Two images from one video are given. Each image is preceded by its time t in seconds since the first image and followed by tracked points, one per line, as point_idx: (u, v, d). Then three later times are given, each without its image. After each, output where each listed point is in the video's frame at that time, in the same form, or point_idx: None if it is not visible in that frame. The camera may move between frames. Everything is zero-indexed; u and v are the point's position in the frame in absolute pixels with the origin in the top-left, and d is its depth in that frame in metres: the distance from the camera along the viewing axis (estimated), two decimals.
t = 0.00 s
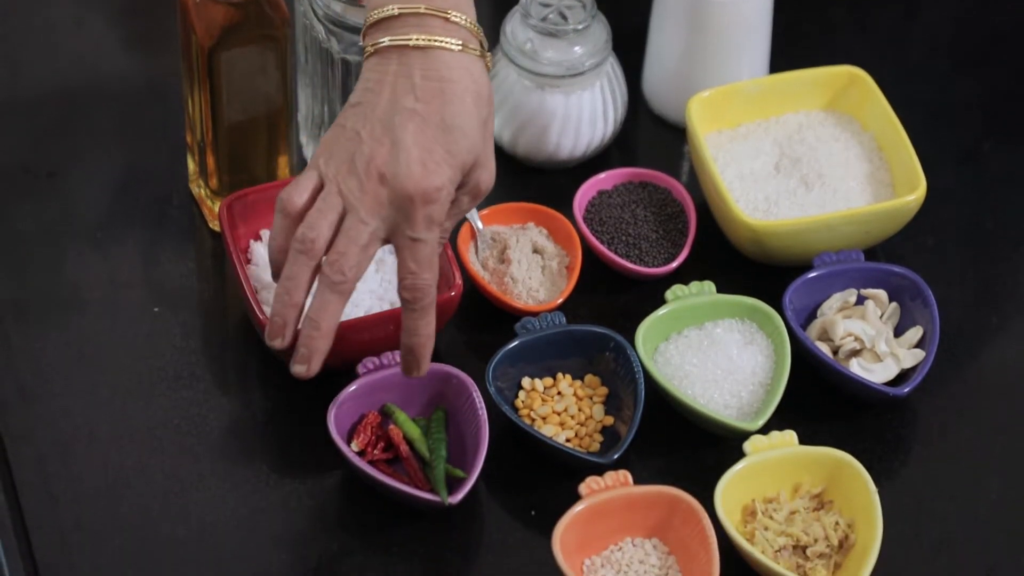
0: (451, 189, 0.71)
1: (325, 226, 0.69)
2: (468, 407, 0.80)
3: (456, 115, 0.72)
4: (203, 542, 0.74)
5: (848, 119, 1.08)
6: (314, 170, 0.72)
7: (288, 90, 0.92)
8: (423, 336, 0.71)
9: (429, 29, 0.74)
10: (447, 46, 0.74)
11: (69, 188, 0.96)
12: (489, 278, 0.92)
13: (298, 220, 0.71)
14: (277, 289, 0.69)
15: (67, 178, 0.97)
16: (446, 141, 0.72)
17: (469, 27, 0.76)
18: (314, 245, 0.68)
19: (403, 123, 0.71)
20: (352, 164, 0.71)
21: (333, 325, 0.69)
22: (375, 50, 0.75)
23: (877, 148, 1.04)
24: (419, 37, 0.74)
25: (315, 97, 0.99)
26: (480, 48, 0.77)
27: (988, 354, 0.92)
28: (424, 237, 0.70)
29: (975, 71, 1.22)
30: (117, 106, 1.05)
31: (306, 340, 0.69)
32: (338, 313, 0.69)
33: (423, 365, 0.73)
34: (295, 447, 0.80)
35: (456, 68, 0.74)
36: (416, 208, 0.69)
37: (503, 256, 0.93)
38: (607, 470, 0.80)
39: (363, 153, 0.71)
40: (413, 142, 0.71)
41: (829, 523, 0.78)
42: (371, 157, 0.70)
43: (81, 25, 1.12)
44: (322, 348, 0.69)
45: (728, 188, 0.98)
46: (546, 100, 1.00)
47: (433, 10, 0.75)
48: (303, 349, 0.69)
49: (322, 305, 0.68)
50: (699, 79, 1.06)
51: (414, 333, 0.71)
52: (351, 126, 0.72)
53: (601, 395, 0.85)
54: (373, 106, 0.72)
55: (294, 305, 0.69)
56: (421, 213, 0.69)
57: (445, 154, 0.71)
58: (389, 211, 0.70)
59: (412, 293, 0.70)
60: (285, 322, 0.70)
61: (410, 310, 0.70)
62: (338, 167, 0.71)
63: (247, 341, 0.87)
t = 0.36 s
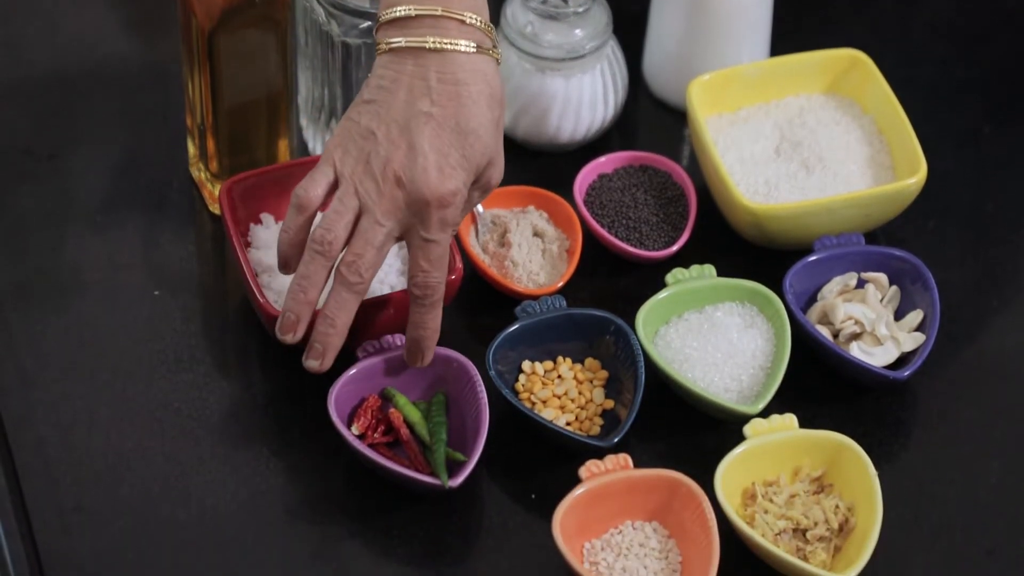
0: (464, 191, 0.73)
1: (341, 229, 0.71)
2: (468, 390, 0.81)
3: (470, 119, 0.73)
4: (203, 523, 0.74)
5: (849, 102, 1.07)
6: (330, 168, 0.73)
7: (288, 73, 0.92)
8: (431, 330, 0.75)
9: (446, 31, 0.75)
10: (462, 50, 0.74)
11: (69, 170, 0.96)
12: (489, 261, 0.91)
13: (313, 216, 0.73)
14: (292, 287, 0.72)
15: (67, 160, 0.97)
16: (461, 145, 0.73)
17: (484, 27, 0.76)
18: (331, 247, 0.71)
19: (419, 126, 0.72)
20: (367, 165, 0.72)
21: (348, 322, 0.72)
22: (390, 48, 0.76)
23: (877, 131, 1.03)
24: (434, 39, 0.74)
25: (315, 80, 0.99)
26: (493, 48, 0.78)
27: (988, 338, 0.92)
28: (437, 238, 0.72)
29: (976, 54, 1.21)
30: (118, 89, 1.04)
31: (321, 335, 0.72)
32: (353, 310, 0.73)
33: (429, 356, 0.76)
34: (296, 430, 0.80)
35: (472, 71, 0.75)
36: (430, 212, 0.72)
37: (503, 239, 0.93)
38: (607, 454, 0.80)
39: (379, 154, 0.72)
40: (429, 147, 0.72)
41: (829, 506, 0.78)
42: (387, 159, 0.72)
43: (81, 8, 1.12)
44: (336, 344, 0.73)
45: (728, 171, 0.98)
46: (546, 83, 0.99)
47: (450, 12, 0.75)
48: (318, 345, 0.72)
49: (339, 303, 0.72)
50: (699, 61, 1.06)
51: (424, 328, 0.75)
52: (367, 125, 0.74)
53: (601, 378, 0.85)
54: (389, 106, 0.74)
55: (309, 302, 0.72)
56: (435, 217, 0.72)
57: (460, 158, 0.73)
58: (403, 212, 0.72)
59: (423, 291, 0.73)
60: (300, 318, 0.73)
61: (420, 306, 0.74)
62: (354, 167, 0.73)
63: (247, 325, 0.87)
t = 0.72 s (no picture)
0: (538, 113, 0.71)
1: (422, 167, 0.68)
2: (468, 378, 0.81)
3: (532, 39, 0.71)
4: (203, 510, 0.74)
5: (850, 90, 1.07)
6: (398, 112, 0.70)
7: (288, 60, 0.91)
8: (526, 259, 0.71)
9: None
10: None
11: (68, 159, 0.96)
12: (490, 249, 0.92)
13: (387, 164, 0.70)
14: (382, 235, 0.69)
15: (68, 148, 0.97)
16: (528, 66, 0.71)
17: None
18: (416, 187, 0.68)
19: (485, 53, 0.69)
20: (436, 101, 0.69)
21: (444, 259, 0.69)
22: None
23: (878, 119, 1.03)
24: None
25: (315, 68, 0.98)
26: None
27: (989, 326, 0.92)
28: (519, 162, 0.70)
29: (977, 42, 1.21)
30: (118, 77, 1.04)
31: (420, 278, 0.69)
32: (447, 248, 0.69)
33: (526, 289, 0.73)
34: (296, 419, 0.80)
35: None
36: (508, 135, 0.69)
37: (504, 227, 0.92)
38: (607, 442, 0.80)
39: (447, 88, 0.69)
40: (497, 71, 0.69)
41: (829, 494, 0.78)
42: (457, 91, 0.69)
43: None
44: (437, 285, 0.69)
45: (728, 159, 0.97)
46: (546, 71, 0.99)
47: None
48: (417, 291, 0.69)
49: (432, 243, 0.69)
50: (698, 49, 1.05)
51: (518, 259, 0.71)
52: (428, 62, 0.70)
53: (601, 366, 0.85)
54: (448, 38, 0.70)
55: (402, 247, 0.68)
56: (514, 140, 0.69)
57: (529, 80, 0.71)
58: (481, 142, 0.69)
59: (514, 220, 0.70)
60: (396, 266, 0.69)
61: (511, 235, 0.70)
62: (424, 105, 0.70)
63: (248, 313, 0.87)
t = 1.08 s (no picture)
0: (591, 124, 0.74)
1: (484, 178, 0.71)
2: (468, 371, 0.81)
3: (586, 51, 0.74)
4: (203, 502, 0.74)
5: (850, 82, 1.07)
6: (456, 122, 0.73)
7: (288, 52, 0.91)
8: (577, 265, 0.74)
9: None
10: None
11: (68, 150, 0.96)
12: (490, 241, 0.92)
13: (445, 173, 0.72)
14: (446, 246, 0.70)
15: (67, 141, 0.97)
16: (581, 78, 0.74)
17: None
18: (479, 199, 0.70)
19: (542, 65, 0.72)
20: (495, 112, 0.72)
21: (506, 271, 0.70)
22: None
23: (878, 111, 1.03)
24: None
25: (315, 60, 0.98)
26: None
27: (989, 318, 0.92)
28: (575, 173, 0.73)
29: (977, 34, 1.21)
30: (118, 70, 1.04)
31: (483, 289, 0.70)
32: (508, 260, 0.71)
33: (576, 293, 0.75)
34: (296, 410, 0.80)
35: (578, 3, 0.75)
36: (567, 146, 0.72)
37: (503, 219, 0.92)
38: (607, 434, 0.80)
39: (505, 100, 0.72)
40: (554, 83, 0.72)
41: (829, 486, 0.78)
42: (515, 103, 0.72)
43: None
44: (499, 295, 0.70)
45: (728, 151, 0.97)
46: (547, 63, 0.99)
47: None
48: (481, 301, 0.70)
49: (494, 253, 0.70)
50: (698, 41, 1.05)
51: (570, 265, 0.74)
52: (484, 74, 0.73)
53: (601, 358, 0.85)
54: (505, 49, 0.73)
55: (465, 258, 0.70)
56: (572, 151, 0.72)
57: (584, 91, 0.74)
58: (539, 154, 0.72)
59: (568, 229, 0.72)
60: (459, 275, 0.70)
61: (564, 242, 0.73)
62: (482, 117, 0.72)
63: (248, 306, 0.87)
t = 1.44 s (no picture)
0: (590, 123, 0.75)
1: (483, 175, 0.71)
2: (468, 363, 0.81)
3: (585, 52, 0.75)
4: (203, 495, 0.74)
5: (850, 75, 1.06)
6: (456, 120, 0.73)
7: (289, 45, 0.91)
8: (572, 263, 0.74)
9: None
10: None
11: (68, 143, 0.96)
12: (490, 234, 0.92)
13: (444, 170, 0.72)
14: (444, 242, 0.70)
15: (67, 133, 0.97)
16: (581, 78, 0.74)
17: None
18: (477, 196, 0.70)
19: (542, 65, 0.73)
20: (494, 110, 0.73)
21: (503, 266, 0.71)
22: None
23: (878, 104, 1.03)
24: None
25: (315, 53, 0.97)
26: None
27: (989, 310, 0.92)
28: (572, 172, 0.73)
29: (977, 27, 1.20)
30: (117, 62, 1.04)
31: (479, 284, 0.70)
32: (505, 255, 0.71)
33: (567, 293, 0.76)
34: (295, 402, 0.80)
35: (578, 4, 0.76)
36: (565, 145, 0.72)
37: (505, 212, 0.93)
38: (607, 427, 0.80)
39: (505, 98, 0.73)
40: (554, 83, 0.73)
41: (829, 478, 0.78)
42: (515, 102, 0.72)
43: None
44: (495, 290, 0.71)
45: (728, 143, 0.97)
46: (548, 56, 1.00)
47: None
48: (479, 296, 0.70)
49: (491, 249, 0.70)
50: (699, 34, 1.05)
51: (565, 263, 0.74)
52: (484, 74, 0.74)
53: (601, 350, 0.85)
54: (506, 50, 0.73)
55: (461, 254, 0.70)
56: (570, 150, 0.72)
57: (583, 91, 0.74)
58: (538, 152, 0.72)
59: (563, 226, 0.73)
60: (455, 272, 0.70)
61: (558, 240, 0.73)
62: (482, 115, 0.73)
63: (248, 299, 0.87)
